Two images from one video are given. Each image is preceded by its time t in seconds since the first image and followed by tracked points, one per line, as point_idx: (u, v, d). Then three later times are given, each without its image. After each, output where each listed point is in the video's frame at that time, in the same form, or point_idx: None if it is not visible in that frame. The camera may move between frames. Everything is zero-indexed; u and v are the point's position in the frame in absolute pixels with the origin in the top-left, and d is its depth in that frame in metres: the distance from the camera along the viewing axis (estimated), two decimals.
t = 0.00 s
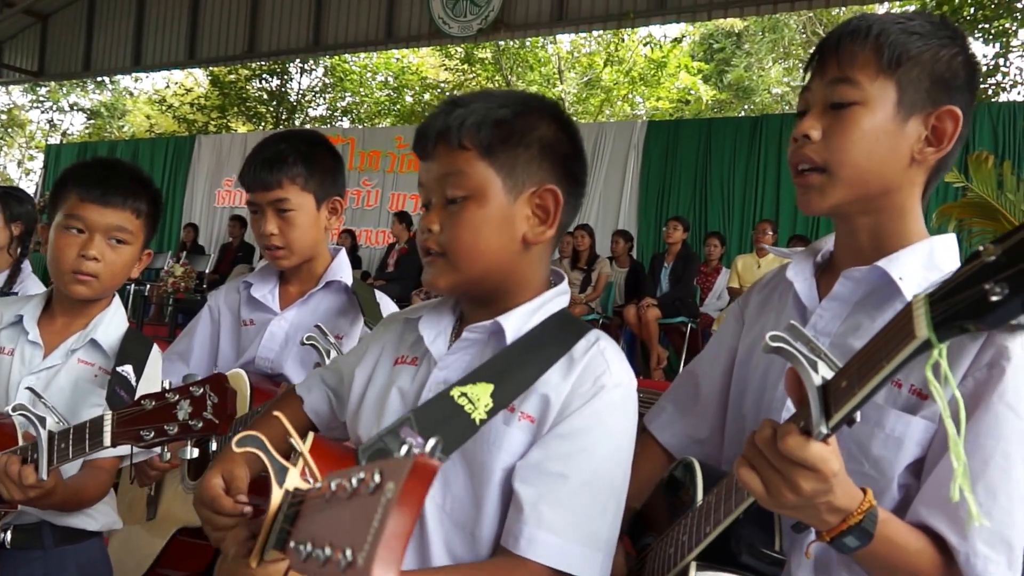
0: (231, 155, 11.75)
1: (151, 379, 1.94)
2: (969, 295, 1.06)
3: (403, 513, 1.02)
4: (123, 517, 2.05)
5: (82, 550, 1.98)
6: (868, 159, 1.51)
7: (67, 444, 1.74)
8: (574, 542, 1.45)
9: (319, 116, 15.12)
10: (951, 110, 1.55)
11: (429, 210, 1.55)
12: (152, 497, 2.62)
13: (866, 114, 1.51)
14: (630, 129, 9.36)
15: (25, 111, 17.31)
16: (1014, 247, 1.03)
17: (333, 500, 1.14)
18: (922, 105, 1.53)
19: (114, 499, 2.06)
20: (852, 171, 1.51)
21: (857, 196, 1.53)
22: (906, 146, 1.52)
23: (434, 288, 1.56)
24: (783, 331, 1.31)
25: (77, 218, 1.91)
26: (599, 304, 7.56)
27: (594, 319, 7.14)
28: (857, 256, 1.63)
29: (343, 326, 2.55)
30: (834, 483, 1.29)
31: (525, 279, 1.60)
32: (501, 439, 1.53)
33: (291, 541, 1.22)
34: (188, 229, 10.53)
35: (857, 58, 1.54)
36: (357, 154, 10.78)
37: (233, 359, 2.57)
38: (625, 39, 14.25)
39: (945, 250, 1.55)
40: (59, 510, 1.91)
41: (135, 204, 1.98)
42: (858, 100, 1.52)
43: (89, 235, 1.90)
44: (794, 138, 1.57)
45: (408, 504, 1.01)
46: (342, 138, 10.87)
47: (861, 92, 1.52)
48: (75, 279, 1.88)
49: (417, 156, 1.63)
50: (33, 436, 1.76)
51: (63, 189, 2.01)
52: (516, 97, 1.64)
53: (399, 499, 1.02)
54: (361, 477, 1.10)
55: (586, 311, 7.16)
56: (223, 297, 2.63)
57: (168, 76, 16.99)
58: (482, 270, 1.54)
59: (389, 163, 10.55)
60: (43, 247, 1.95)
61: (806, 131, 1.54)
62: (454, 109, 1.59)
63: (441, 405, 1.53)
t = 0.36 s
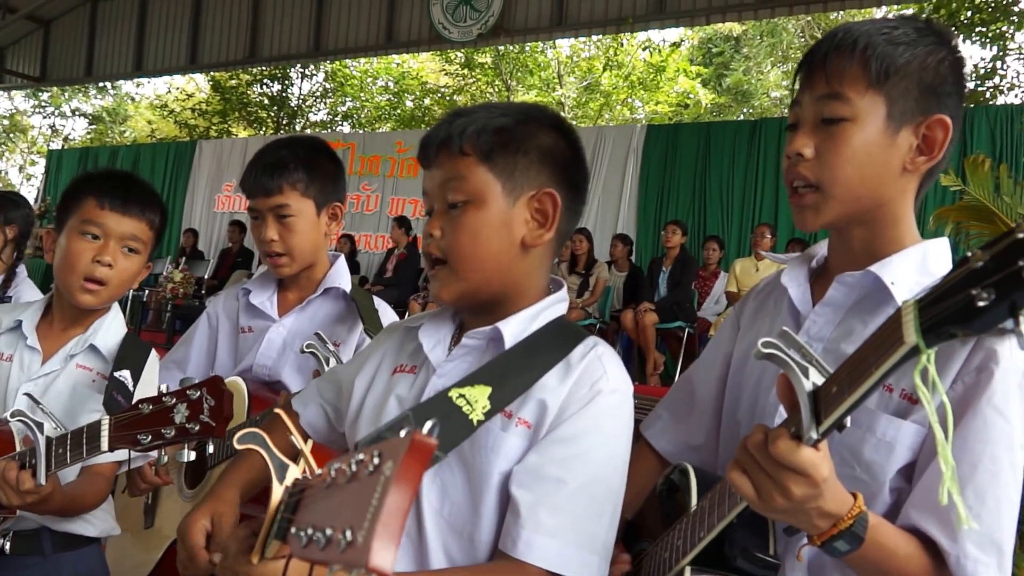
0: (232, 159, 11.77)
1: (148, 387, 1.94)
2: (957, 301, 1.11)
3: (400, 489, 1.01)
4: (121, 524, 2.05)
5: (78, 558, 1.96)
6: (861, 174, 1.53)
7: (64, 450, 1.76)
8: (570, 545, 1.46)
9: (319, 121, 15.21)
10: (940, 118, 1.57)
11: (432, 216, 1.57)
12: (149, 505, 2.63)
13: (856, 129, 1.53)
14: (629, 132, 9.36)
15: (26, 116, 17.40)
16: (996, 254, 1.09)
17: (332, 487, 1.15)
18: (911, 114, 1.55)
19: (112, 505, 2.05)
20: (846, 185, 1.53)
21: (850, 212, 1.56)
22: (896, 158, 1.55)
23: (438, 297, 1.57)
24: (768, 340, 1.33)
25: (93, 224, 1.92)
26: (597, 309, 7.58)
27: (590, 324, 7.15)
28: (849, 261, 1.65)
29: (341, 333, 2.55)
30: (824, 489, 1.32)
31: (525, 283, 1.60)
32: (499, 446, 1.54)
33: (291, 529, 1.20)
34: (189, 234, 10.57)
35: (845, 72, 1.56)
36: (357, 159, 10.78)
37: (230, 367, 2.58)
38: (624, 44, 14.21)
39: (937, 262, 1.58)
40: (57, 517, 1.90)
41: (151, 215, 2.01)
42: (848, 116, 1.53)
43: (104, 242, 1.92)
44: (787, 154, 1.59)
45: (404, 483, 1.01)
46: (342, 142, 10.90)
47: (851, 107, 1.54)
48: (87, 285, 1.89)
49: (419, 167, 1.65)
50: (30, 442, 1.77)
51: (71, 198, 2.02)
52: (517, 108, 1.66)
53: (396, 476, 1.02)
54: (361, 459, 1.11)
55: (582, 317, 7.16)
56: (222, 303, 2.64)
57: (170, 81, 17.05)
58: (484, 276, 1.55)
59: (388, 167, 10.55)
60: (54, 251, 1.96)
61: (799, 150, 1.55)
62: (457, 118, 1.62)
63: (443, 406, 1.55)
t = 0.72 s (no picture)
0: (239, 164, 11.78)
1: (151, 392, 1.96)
2: (937, 311, 1.14)
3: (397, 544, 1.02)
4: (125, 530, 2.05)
5: (84, 563, 1.97)
6: (856, 199, 1.56)
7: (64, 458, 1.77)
8: (570, 552, 1.47)
9: (327, 126, 15.24)
10: (929, 136, 1.61)
11: (423, 228, 1.63)
12: (154, 511, 2.66)
13: (847, 158, 1.56)
14: (635, 139, 9.42)
15: (35, 122, 17.52)
16: (983, 262, 1.13)
17: (332, 524, 1.15)
18: (900, 136, 1.60)
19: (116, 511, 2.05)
20: (845, 210, 1.56)
21: (849, 238, 1.60)
22: (889, 179, 1.58)
23: (428, 303, 1.62)
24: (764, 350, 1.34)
25: (80, 234, 1.92)
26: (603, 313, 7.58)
27: (597, 329, 7.26)
28: (851, 274, 1.69)
29: (344, 340, 2.56)
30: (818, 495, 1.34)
31: (519, 293, 1.65)
32: (498, 455, 1.56)
33: (291, 566, 1.22)
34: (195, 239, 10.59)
35: (829, 100, 1.59)
36: (364, 164, 10.83)
37: (234, 374, 2.60)
38: (630, 50, 14.21)
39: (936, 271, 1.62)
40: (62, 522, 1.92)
41: (140, 224, 1.99)
42: (838, 145, 1.57)
43: (89, 250, 1.91)
44: (781, 185, 1.62)
45: (402, 532, 1.02)
46: (349, 148, 10.94)
47: (839, 137, 1.57)
48: (69, 293, 1.89)
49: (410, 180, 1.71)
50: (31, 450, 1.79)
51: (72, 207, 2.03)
52: (504, 122, 1.71)
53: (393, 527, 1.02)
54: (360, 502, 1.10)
55: (588, 323, 7.27)
56: (224, 311, 2.65)
57: (177, 87, 17.05)
58: (476, 284, 1.60)
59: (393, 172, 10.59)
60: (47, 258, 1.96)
61: (793, 182, 1.58)
62: (444, 133, 1.68)
63: (432, 428, 1.54)
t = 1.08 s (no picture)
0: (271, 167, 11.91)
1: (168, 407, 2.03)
2: (904, 350, 1.16)
3: None
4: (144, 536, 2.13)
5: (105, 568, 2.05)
6: (832, 223, 1.56)
7: (77, 472, 1.86)
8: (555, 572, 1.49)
9: (356, 131, 15.47)
10: (902, 153, 1.61)
11: (412, 250, 1.64)
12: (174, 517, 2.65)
13: (820, 182, 1.56)
14: (660, 140, 9.33)
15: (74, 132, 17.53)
16: (945, 302, 1.14)
17: (296, 556, 1.38)
18: (873, 154, 1.59)
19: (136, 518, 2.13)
20: (822, 236, 1.56)
21: (832, 264, 1.61)
22: (867, 198, 1.58)
23: (415, 325, 1.63)
24: (744, 377, 1.43)
25: (90, 253, 2.00)
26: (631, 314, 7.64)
27: (626, 329, 7.32)
28: (835, 295, 1.72)
29: (354, 351, 2.58)
30: (796, 524, 1.37)
31: (506, 316, 1.66)
32: (487, 475, 1.58)
33: None
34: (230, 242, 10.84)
35: (798, 125, 1.60)
36: (391, 168, 10.81)
37: (250, 384, 2.65)
38: (657, 49, 14.08)
39: (923, 290, 1.62)
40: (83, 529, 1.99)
41: (146, 241, 2.06)
42: (810, 169, 1.57)
43: (98, 270, 2.00)
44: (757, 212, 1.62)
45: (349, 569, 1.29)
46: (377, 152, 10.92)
47: (811, 161, 1.57)
48: (83, 311, 1.97)
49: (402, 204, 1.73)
50: (47, 463, 1.88)
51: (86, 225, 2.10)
52: (492, 145, 1.71)
53: (345, 560, 1.29)
54: (319, 539, 1.35)
55: (617, 323, 7.31)
56: (240, 323, 2.70)
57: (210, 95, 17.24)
58: (462, 309, 1.61)
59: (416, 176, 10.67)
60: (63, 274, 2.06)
61: (768, 208, 1.59)
62: (433, 157, 1.68)
63: (423, 446, 1.58)
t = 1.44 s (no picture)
0: (321, 169, 11.30)
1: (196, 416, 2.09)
2: (871, 370, 1.14)
3: None
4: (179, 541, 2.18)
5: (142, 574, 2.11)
6: (859, 226, 1.41)
7: (107, 482, 1.90)
8: None
9: (404, 131, 15.25)
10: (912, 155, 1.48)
11: (409, 265, 1.64)
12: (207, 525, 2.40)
13: (844, 180, 1.40)
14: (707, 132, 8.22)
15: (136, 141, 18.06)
16: (913, 322, 1.13)
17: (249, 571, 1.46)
18: (888, 155, 1.45)
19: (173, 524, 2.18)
20: (850, 240, 1.40)
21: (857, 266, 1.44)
22: (885, 199, 1.44)
23: (412, 333, 1.64)
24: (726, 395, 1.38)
25: (122, 272, 2.06)
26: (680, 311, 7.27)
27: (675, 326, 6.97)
28: (836, 310, 1.64)
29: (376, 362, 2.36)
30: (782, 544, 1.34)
31: (502, 331, 1.66)
32: (477, 492, 1.59)
33: None
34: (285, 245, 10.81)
35: (818, 123, 1.43)
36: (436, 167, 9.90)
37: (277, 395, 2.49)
38: (704, 39, 13.39)
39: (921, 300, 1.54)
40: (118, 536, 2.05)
41: (174, 258, 2.10)
42: (832, 167, 1.41)
43: (129, 287, 2.05)
44: (776, 218, 1.44)
45: None
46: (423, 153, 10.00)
47: (835, 160, 1.41)
48: (117, 327, 2.04)
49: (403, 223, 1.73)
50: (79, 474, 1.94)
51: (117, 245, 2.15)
52: (492, 164, 1.71)
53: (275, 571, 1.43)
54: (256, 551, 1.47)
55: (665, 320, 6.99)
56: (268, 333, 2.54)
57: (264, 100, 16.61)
58: (457, 323, 1.60)
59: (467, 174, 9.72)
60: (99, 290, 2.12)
61: (792, 211, 1.40)
62: (432, 174, 1.69)
63: (402, 464, 1.58)
